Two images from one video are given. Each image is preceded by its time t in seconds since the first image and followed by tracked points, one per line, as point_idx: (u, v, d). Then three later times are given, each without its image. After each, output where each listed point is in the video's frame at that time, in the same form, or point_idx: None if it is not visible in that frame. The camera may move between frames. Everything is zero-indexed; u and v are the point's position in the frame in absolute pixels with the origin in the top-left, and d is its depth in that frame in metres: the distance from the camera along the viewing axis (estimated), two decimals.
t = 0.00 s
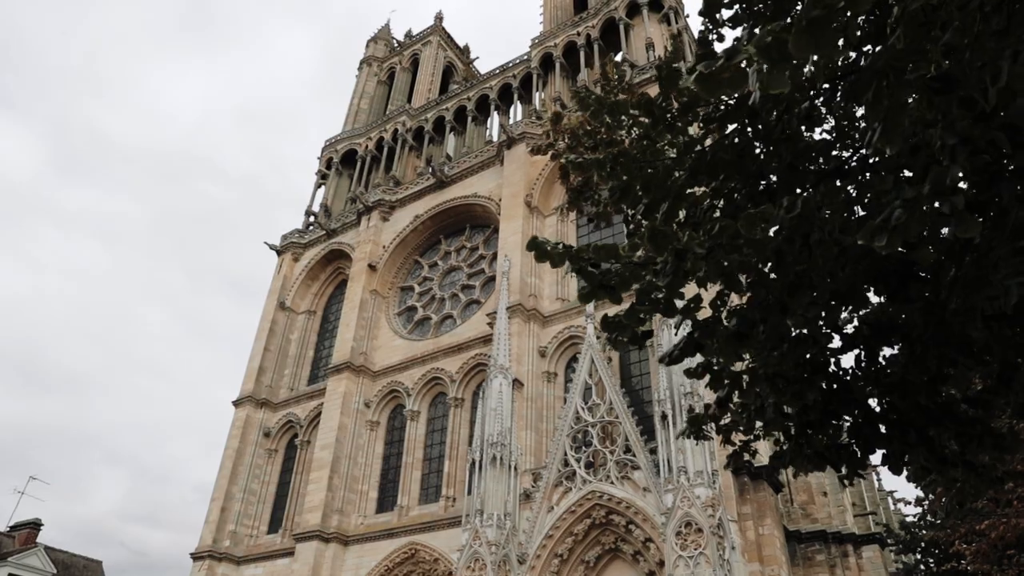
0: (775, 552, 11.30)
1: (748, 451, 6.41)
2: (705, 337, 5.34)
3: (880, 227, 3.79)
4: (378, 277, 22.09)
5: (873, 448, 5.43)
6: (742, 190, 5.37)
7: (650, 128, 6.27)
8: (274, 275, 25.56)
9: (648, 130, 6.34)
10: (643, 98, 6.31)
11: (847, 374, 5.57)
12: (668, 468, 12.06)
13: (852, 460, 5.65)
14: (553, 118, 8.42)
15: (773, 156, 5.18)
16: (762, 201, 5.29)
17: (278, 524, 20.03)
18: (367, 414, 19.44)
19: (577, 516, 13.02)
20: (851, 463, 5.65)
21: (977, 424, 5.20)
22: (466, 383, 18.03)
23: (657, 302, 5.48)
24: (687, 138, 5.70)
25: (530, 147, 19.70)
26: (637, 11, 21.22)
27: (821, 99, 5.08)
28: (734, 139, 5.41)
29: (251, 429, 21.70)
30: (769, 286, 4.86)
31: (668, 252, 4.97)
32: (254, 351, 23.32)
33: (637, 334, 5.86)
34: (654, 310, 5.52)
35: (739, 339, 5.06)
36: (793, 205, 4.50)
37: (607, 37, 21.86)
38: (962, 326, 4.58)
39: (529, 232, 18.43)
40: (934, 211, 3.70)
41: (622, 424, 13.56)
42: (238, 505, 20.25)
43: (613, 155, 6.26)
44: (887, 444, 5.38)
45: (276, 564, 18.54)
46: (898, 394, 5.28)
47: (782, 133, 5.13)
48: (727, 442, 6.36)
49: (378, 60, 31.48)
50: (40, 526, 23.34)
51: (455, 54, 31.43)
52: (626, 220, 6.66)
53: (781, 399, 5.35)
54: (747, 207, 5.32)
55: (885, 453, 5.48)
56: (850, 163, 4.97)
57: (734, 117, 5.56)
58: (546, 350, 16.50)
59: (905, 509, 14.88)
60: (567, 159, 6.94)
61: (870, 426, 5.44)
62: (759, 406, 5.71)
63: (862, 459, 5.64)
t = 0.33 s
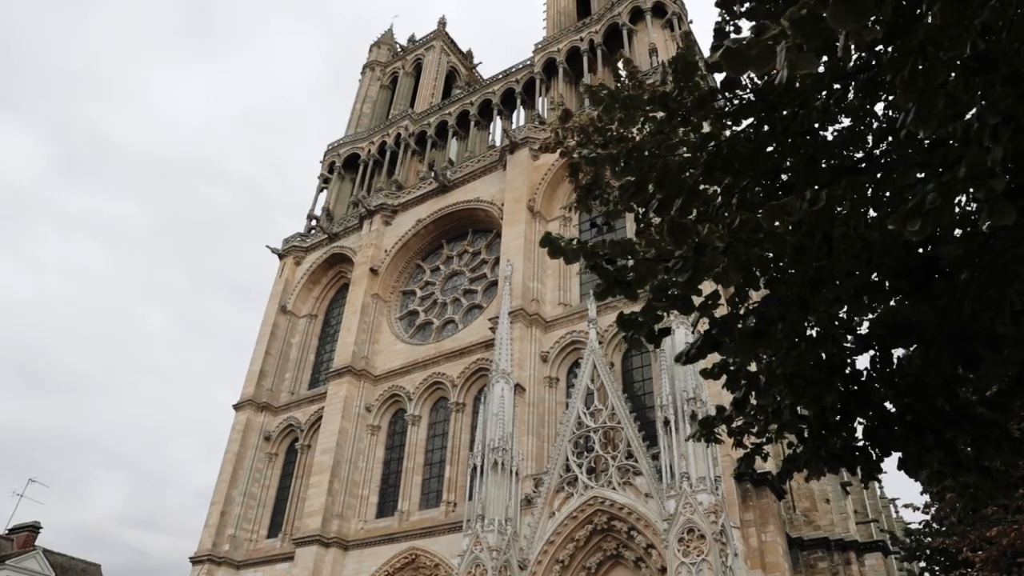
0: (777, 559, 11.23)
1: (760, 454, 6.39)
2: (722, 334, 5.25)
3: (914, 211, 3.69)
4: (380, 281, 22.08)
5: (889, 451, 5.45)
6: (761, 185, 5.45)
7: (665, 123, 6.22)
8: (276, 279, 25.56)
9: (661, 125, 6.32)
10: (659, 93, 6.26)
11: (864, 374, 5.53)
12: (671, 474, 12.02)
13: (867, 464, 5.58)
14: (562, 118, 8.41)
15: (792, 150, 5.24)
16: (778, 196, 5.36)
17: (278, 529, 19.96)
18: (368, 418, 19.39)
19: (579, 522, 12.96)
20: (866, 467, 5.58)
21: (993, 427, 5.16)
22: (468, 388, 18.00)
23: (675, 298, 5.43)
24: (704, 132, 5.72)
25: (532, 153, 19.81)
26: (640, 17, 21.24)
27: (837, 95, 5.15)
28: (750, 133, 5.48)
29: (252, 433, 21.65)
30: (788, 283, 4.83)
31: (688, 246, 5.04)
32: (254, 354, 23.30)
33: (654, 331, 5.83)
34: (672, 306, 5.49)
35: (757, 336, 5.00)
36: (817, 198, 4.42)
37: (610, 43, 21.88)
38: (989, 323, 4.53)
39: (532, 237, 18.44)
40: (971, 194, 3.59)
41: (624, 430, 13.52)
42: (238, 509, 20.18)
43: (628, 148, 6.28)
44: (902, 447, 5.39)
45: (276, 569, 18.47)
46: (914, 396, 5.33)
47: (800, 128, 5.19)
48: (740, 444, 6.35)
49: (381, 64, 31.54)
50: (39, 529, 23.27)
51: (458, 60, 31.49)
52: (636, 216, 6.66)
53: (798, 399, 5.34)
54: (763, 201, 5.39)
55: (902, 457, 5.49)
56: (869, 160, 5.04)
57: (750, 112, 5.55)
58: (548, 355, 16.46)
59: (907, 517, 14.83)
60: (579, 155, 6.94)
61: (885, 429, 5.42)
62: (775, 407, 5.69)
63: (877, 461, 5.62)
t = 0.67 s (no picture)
0: (780, 567, 11.17)
1: (774, 458, 6.24)
2: (742, 332, 5.29)
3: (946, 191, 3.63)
4: (382, 285, 22.04)
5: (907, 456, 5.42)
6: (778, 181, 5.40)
7: (681, 117, 6.24)
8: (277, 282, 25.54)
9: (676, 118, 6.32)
10: (674, 88, 6.17)
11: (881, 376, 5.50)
12: (672, 480, 11.97)
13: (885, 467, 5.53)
14: (571, 116, 8.36)
15: (814, 144, 5.19)
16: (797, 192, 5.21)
17: (278, 533, 19.89)
18: (369, 423, 19.34)
19: (580, 528, 12.90)
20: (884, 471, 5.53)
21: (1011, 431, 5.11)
22: (469, 394, 17.95)
23: (693, 293, 5.40)
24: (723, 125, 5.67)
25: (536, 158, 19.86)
26: (643, 22, 21.22)
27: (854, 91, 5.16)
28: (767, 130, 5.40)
29: (252, 437, 21.60)
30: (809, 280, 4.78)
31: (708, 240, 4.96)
32: (255, 358, 23.27)
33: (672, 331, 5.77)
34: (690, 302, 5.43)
35: (777, 333, 5.01)
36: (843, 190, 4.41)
37: (613, 48, 21.89)
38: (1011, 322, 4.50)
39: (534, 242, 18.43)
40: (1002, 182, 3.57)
41: (626, 436, 13.46)
42: (238, 513, 20.12)
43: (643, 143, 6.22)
44: (917, 451, 5.36)
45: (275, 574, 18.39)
46: (933, 399, 5.25)
47: (820, 120, 5.15)
48: (753, 447, 6.24)
49: (384, 69, 31.59)
50: (38, 532, 23.20)
51: (461, 65, 31.55)
52: (648, 215, 6.57)
53: (814, 399, 5.30)
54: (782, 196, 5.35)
55: (919, 460, 5.44)
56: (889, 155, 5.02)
57: (765, 106, 5.53)
58: (550, 360, 16.42)
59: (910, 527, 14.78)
60: (590, 148, 6.74)
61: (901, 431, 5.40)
62: (791, 408, 5.68)
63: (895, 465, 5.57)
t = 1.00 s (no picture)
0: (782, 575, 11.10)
1: (787, 461, 6.19)
2: (763, 329, 5.26)
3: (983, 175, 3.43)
4: (382, 290, 22.02)
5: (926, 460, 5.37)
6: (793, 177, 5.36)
7: (696, 111, 6.25)
8: (278, 287, 25.52)
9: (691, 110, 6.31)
10: (690, 77, 6.16)
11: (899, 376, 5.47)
12: (673, 487, 11.91)
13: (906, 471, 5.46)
14: (580, 115, 8.35)
15: (833, 138, 5.16)
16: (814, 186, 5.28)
17: (276, 538, 19.80)
18: (368, 428, 19.28)
19: (581, 534, 12.85)
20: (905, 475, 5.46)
21: None
22: (469, 399, 17.89)
23: (714, 290, 5.26)
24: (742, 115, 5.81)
25: (537, 164, 19.89)
26: (645, 29, 21.22)
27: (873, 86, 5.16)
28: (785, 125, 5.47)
29: (251, 441, 21.52)
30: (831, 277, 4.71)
31: (732, 234, 4.93)
32: (255, 362, 23.22)
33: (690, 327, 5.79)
34: (710, 298, 5.31)
35: (799, 330, 4.91)
36: (870, 182, 4.29)
37: (614, 55, 21.94)
38: None
39: (534, 248, 18.43)
40: None
41: (627, 442, 13.41)
42: (236, 518, 20.04)
43: (658, 136, 6.25)
44: (935, 454, 5.31)
45: None
46: (953, 401, 5.17)
47: (840, 115, 5.12)
48: (767, 451, 6.20)
49: (385, 75, 31.65)
50: (35, 536, 23.09)
51: (462, 71, 31.62)
52: (659, 211, 6.63)
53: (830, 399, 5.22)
54: (798, 192, 5.31)
55: (936, 463, 5.40)
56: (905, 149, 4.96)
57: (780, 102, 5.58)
58: (551, 365, 16.40)
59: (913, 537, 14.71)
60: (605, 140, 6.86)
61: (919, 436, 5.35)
62: (806, 408, 5.66)
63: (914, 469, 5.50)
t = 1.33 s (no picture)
0: None
1: (799, 465, 6.16)
2: (782, 326, 5.30)
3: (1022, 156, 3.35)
4: (381, 295, 22.00)
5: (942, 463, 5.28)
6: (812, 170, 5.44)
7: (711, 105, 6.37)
8: (276, 291, 25.48)
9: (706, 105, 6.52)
10: (709, 71, 6.45)
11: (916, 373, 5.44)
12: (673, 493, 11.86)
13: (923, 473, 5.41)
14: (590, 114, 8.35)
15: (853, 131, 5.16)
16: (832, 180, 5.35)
17: (273, 544, 19.71)
18: (366, 433, 19.21)
19: (580, 541, 12.78)
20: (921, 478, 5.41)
21: None
22: (468, 405, 17.85)
23: (734, 287, 5.42)
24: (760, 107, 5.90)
25: (536, 169, 19.92)
26: (645, 35, 21.26)
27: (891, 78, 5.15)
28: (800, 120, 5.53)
29: (248, 446, 21.43)
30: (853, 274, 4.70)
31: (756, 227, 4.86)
32: (253, 367, 23.17)
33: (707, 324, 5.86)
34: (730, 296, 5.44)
35: (820, 327, 4.86)
36: (893, 176, 4.26)
37: (615, 61, 21.97)
38: None
39: (534, 253, 18.42)
40: None
41: (627, 448, 13.36)
42: (233, 524, 19.93)
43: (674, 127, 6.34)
44: (950, 456, 5.25)
45: None
46: (971, 403, 5.11)
47: (862, 107, 5.07)
48: (779, 454, 6.17)
49: (385, 80, 31.70)
50: (30, 540, 22.97)
51: (462, 77, 31.68)
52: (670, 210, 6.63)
53: (845, 398, 5.34)
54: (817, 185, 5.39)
55: (952, 466, 5.32)
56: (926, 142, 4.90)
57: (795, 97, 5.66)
58: (550, 371, 16.34)
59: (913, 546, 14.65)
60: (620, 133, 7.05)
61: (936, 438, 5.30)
62: (820, 409, 5.69)
63: (931, 471, 5.45)
